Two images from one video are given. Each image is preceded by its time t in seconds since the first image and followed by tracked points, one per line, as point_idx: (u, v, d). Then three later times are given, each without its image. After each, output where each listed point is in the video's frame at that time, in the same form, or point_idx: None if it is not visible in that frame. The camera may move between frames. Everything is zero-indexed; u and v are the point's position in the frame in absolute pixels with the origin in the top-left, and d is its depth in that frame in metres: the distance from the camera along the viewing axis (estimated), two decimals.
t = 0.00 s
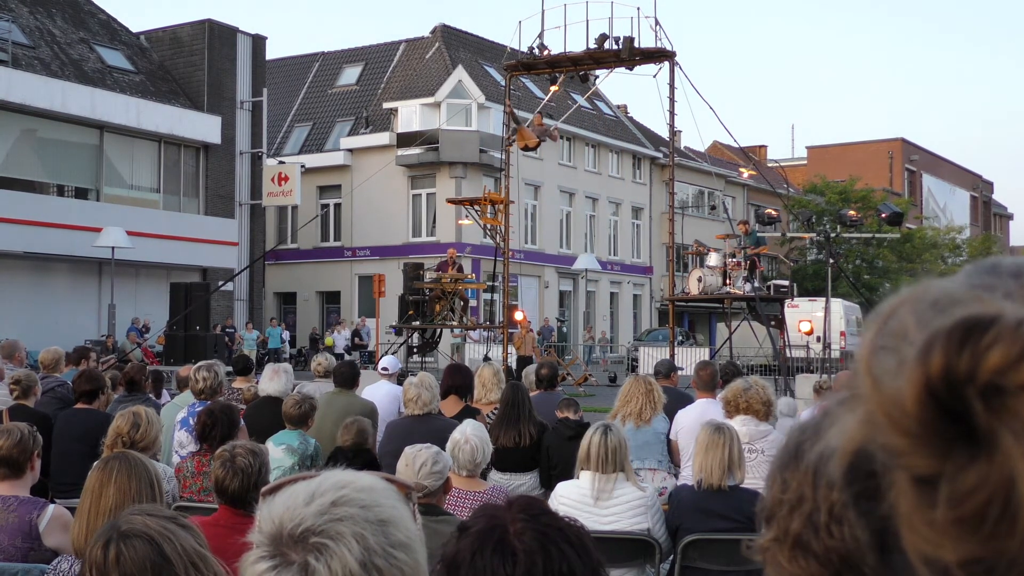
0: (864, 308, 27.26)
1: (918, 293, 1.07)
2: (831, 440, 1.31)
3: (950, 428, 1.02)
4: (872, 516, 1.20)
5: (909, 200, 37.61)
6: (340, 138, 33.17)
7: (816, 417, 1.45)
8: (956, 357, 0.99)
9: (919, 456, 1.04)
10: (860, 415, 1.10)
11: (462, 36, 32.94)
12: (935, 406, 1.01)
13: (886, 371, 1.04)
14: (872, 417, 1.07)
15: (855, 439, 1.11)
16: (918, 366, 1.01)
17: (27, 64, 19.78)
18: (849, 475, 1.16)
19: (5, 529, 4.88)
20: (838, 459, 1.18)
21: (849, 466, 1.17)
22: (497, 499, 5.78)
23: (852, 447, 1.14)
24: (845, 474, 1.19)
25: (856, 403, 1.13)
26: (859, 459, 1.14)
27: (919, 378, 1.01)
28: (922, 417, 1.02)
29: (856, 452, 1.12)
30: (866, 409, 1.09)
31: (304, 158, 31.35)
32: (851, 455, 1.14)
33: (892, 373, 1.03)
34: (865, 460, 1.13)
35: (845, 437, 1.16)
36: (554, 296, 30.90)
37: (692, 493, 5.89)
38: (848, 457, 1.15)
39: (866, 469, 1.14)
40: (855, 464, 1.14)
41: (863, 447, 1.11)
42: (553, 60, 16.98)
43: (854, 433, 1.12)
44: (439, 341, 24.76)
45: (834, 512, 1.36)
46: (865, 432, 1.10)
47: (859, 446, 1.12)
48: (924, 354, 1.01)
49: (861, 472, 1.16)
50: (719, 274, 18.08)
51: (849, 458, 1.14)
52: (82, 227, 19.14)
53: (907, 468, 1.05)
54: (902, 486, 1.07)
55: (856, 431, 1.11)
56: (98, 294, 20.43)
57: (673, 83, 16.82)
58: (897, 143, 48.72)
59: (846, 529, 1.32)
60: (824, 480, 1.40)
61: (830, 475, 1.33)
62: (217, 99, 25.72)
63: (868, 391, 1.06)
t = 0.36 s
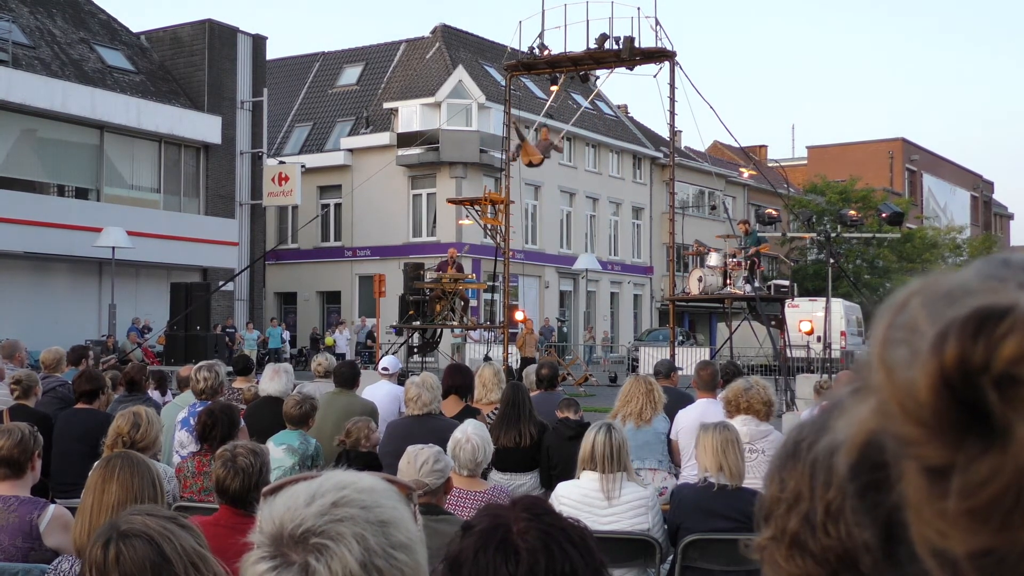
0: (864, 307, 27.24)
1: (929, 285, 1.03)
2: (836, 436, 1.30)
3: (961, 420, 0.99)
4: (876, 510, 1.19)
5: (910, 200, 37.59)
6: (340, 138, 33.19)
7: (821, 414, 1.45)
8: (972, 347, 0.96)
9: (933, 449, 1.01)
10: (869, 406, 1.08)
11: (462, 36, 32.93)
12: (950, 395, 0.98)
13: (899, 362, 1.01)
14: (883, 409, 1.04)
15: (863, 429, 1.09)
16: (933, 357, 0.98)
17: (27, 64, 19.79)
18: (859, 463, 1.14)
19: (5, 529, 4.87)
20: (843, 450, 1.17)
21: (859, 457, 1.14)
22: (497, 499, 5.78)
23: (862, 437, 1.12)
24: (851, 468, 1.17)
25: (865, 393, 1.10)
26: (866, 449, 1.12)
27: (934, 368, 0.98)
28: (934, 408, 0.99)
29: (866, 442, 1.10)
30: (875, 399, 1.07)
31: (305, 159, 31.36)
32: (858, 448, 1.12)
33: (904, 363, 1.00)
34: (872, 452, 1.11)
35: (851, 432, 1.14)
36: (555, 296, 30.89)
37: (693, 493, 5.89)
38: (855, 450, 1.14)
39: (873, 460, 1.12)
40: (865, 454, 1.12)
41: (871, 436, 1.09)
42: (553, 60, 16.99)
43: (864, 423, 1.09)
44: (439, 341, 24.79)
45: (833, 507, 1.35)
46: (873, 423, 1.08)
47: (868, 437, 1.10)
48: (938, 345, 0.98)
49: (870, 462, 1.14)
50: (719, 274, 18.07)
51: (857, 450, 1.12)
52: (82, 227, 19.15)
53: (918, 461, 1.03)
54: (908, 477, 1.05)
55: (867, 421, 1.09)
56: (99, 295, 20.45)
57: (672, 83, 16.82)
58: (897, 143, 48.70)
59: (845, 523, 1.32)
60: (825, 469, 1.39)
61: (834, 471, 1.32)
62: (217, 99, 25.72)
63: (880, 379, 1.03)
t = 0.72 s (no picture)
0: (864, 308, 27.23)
1: (950, 276, 1.01)
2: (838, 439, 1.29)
3: (985, 412, 0.95)
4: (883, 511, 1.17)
5: (910, 200, 37.58)
6: (341, 138, 33.19)
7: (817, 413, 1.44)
8: (996, 335, 0.93)
9: (952, 441, 0.97)
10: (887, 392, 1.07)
11: (462, 36, 32.93)
12: (973, 386, 0.95)
13: (919, 349, 0.98)
14: (904, 390, 1.01)
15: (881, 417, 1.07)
16: (957, 348, 0.95)
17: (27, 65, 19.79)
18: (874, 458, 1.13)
19: (5, 529, 4.88)
20: (853, 446, 1.15)
21: (866, 456, 1.14)
22: (497, 499, 5.79)
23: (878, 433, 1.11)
24: (859, 465, 1.16)
25: (879, 386, 1.09)
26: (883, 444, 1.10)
27: (957, 360, 0.95)
28: (961, 399, 0.95)
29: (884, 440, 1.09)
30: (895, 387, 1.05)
31: (305, 159, 31.36)
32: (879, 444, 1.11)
33: (926, 354, 0.97)
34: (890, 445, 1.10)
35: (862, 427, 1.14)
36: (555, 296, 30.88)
37: (694, 493, 5.89)
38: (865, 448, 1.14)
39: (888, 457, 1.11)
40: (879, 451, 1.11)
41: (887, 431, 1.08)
42: (553, 60, 16.98)
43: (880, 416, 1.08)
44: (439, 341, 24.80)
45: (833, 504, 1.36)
46: (892, 408, 1.05)
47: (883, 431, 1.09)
48: (961, 336, 0.95)
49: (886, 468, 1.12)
50: (719, 274, 18.06)
51: (868, 440, 1.11)
52: (82, 227, 19.13)
53: (939, 455, 0.99)
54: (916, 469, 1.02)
55: (883, 410, 1.07)
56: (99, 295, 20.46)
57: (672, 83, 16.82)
58: (897, 143, 48.69)
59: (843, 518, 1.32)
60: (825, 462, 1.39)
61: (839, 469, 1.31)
62: (217, 99, 25.73)
63: (903, 368, 0.99)
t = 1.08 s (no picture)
0: (864, 308, 27.23)
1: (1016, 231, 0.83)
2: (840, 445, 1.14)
3: None
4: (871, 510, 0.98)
5: (910, 200, 37.57)
6: (341, 138, 33.20)
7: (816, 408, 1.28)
8: None
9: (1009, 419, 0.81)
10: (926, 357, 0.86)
11: (462, 36, 32.94)
12: None
13: (985, 312, 0.79)
14: (960, 360, 0.82)
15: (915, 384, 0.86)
16: None
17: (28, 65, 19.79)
18: (873, 440, 0.92)
19: (5, 529, 4.87)
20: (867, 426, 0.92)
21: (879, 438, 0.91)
22: (497, 499, 5.79)
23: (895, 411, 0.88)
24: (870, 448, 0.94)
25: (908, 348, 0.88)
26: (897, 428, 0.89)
27: None
28: None
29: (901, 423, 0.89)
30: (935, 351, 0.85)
31: (305, 159, 31.38)
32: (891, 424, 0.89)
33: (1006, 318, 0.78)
34: (907, 427, 0.89)
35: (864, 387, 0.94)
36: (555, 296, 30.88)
37: (694, 492, 5.89)
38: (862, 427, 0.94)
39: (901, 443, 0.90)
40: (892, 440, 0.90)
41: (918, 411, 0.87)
42: (553, 60, 16.97)
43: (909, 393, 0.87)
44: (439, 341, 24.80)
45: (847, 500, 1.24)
46: (931, 375, 0.85)
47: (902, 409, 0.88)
48: None
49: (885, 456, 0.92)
50: (720, 274, 18.05)
51: (891, 421, 0.89)
52: (82, 227, 19.13)
53: (992, 428, 0.82)
54: (948, 452, 0.86)
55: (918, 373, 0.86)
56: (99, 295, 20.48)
57: (672, 83, 16.82)
58: (897, 143, 48.69)
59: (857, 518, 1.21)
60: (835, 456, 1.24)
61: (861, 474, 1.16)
62: (218, 99, 25.71)
63: (958, 330, 0.81)
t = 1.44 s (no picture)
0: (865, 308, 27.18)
1: None
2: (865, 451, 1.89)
3: None
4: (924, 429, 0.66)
5: (911, 201, 37.51)
6: (342, 138, 33.15)
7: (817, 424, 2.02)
8: None
9: None
10: None
11: (463, 36, 32.88)
12: None
13: None
14: None
15: None
16: None
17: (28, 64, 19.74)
18: (973, 332, 0.60)
19: (6, 529, 4.87)
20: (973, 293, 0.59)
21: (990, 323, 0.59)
22: (498, 499, 5.79)
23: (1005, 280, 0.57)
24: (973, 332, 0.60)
25: None
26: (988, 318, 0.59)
27: None
28: None
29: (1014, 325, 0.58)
30: None
31: (305, 159, 31.33)
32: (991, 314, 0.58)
33: None
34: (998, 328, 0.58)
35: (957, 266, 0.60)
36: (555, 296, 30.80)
37: (693, 492, 5.88)
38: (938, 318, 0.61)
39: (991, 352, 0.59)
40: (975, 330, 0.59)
41: None
42: (554, 60, 16.93)
43: None
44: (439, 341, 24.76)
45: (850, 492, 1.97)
46: None
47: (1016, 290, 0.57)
48: None
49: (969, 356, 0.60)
50: (720, 275, 17.99)
51: (1003, 305, 0.58)
52: (81, 226, 19.04)
53: None
54: None
55: None
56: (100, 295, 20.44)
57: (673, 84, 16.78)
58: (898, 143, 48.61)
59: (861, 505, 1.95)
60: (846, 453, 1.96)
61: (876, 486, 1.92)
62: (218, 99, 25.66)
63: None
